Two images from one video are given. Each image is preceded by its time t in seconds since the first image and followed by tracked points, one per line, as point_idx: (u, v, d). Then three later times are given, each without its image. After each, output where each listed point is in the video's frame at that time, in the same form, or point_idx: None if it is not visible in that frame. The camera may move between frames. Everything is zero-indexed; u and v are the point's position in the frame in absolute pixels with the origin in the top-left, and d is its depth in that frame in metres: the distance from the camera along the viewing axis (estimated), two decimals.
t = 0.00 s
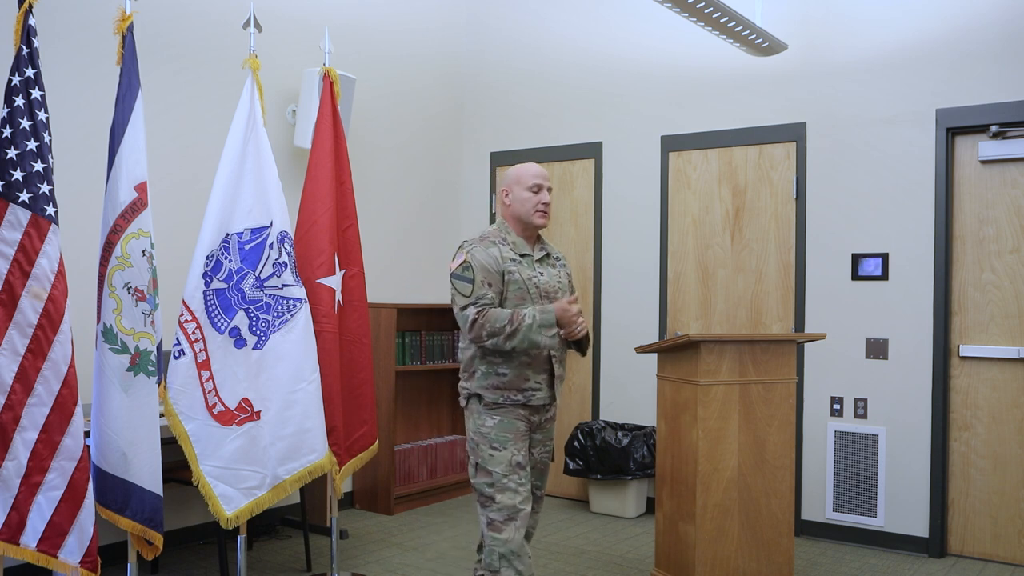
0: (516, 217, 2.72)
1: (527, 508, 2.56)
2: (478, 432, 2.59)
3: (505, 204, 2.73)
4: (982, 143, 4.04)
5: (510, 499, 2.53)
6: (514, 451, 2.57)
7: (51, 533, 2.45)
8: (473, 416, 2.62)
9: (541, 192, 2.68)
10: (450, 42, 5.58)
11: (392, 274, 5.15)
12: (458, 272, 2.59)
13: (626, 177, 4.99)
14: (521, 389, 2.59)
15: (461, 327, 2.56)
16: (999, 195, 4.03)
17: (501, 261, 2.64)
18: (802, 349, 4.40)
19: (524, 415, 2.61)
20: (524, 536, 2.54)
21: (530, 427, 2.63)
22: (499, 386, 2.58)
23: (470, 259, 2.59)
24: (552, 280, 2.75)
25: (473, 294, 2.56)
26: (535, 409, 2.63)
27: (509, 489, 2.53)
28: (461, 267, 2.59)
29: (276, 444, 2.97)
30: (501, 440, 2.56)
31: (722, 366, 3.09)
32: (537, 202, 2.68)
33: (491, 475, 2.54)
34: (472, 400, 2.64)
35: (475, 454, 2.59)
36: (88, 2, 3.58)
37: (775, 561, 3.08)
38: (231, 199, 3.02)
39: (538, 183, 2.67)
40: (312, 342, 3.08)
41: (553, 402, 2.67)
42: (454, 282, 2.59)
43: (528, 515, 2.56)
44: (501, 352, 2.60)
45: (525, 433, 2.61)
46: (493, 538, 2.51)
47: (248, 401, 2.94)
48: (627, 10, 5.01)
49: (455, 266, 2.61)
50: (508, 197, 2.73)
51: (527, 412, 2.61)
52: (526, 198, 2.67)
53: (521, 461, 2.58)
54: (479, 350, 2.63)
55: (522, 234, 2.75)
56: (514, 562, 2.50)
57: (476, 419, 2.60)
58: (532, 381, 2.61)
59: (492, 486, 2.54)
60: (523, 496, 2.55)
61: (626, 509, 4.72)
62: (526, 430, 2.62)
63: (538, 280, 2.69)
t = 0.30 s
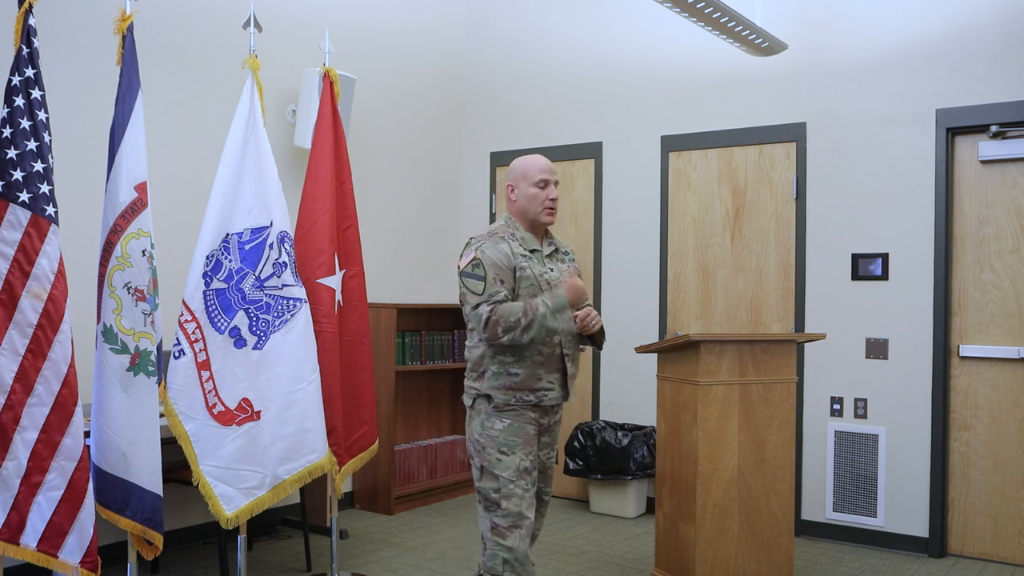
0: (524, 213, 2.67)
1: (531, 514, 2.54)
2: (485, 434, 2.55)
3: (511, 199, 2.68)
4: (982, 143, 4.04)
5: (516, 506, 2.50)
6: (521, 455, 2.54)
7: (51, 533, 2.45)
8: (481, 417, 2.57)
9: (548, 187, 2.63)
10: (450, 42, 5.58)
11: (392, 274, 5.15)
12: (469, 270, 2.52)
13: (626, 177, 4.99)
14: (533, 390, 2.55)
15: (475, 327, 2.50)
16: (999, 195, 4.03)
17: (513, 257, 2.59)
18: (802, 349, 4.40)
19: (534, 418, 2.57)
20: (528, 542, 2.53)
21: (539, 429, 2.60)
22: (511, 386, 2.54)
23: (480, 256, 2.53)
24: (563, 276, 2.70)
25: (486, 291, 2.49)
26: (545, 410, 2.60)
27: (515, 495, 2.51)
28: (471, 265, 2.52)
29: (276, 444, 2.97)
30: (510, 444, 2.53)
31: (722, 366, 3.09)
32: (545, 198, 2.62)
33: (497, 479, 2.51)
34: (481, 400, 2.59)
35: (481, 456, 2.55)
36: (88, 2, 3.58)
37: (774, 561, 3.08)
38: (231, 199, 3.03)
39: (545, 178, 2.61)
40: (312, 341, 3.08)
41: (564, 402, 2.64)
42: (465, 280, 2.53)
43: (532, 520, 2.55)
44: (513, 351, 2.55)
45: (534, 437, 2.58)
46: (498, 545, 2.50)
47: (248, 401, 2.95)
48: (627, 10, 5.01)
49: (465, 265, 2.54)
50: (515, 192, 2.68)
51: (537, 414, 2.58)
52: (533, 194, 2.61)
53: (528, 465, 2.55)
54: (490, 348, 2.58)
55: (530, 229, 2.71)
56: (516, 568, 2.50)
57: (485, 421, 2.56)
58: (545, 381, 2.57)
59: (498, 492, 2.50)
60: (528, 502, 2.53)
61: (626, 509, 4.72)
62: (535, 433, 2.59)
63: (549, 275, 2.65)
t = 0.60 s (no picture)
0: (531, 211, 2.66)
1: (538, 521, 2.53)
2: (493, 439, 2.53)
3: (517, 197, 2.67)
4: (982, 143, 4.04)
5: (522, 513, 2.49)
6: (530, 462, 2.52)
7: (51, 533, 2.45)
8: (489, 422, 2.56)
9: (555, 184, 2.63)
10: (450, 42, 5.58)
11: (392, 274, 5.15)
12: (477, 269, 2.51)
13: (626, 177, 4.99)
14: (545, 394, 2.55)
15: (480, 330, 2.49)
16: (999, 195, 4.03)
17: (523, 257, 2.57)
18: (802, 349, 4.40)
19: (543, 424, 2.56)
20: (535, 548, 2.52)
21: (549, 433, 2.58)
22: (522, 391, 2.53)
23: (489, 256, 2.51)
24: (570, 276, 2.71)
25: (493, 294, 2.48)
26: (555, 415, 2.59)
27: (522, 502, 2.49)
28: (479, 264, 2.51)
29: (276, 444, 2.97)
30: (518, 450, 2.51)
31: (722, 366, 3.09)
32: (553, 194, 2.62)
33: (504, 486, 2.50)
34: (489, 405, 2.57)
35: (489, 461, 2.54)
36: (88, 2, 3.58)
37: (775, 561, 3.08)
38: (231, 199, 3.03)
39: (551, 175, 2.62)
40: (312, 342, 3.08)
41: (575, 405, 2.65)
42: (473, 280, 2.51)
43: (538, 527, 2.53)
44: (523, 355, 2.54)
45: (544, 442, 2.56)
46: (504, 550, 2.49)
47: (248, 402, 2.94)
48: (627, 10, 5.01)
49: (473, 264, 2.53)
50: (520, 190, 2.67)
51: (546, 419, 2.57)
52: (541, 191, 2.61)
53: (536, 472, 2.53)
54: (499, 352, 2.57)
55: (538, 227, 2.69)
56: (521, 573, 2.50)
57: (493, 426, 2.54)
58: (556, 384, 2.57)
59: (504, 498, 2.49)
60: (535, 509, 2.52)
61: (626, 509, 4.71)
62: (546, 438, 2.57)
63: (558, 275, 2.65)
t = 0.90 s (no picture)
0: (533, 211, 2.66)
1: (540, 524, 2.52)
2: (496, 441, 2.54)
3: (519, 197, 2.67)
4: (982, 143, 4.04)
5: (523, 515, 2.49)
6: (532, 464, 2.51)
7: (51, 533, 2.45)
8: (492, 424, 2.56)
9: (556, 182, 2.63)
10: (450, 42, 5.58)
11: (392, 274, 5.15)
12: (483, 274, 2.49)
13: (626, 177, 4.99)
14: (549, 396, 2.55)
15: (489, 334, 2.48)
16: (999, 195, 4.03)
17: (527, 260, 2.57)
18: (802, 349, 4.40)
19: (547, 426, 2.55)
20: (536, 551, 2.52)
21: (554, 436, 2.57)
22: (525, 393, 2.53)
23: (493, 260, 2.49)
24: (573, 276, 2.70)
25: (502, 298, 2.46)
26: (560, 417, 2.58)
27: (523, 504, 2.49)
28: (485, 269, 2.48)
29: (276, 444, 2.97)
30: (521, 452, 2.51)
31: (722, 366, 3.09)
32: (555, 192, 2.62)
33: (506, 488, 2.50)
34: (493, 407, 2.57)
35: (491, 463, 2.54)
36: (88, 2, 3.58)
37: (775, 561, 3.08)
38: (231, 199, 3.03)
39: (552, 173, 2.62)
40: (312, 342, 3.08)
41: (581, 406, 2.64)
42: (479, 285, 2.49)
43: (540, 529, 2.53)
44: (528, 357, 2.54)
45: (548, 445, 2.56)
46: (504, 552, 2.49)
47: (248, 402, 2.95)
48: (627, 10, 5.01)
49: (478, 269, 2.50)
50: (521, 189, 2.67)
51: (550, 421, 2.56)
52: (543, 189, 2.61)
53: (538, 474, 2.53)
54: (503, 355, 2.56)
55: (540, 227, 2.69)
56: None
57: (496, 428, 2.55)
58: (560, 386, 2.57)
59: (506, 500, 2.49)
60: (537, 512, 2.51)
61: (626, 509, 4.71)
62: (550, 441, 2.56)
63: (561, 276, 2.65)
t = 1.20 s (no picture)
0: (532, 210, 2.66)
1: (542, 522, 2.52)
2: (499, 439, 2.54)
3: (518, 196, 2.67)
4: (982, 143, 4.04)
5: (525, 513, 2.49)
6: (534, 462, 2.51)
7: (51, 533, 2.45)
8: (495, 422, 2.56)
9: (555, 181, 2.62)
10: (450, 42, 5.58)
11: (392, 274, 5.15)
12: (480, 270, 2.51)
13: (626, 178, 4.99)
14: (552, 392, 2.55)
15: (485, 330, 2.48)
16: (999, 195, 4.03)
17: (525, 257, 2.57)
18: (802, 349, 4.40)
19: (549, 424, 2.55)
20: (538, 549, 2.51)
21: (557, 433, 2.57)
22: (528, 390, 2.53)
23: (492, 257, 2.51)
24: (575, 273, 2.70)
25: (498, 294, 2.47)
26: (562, 414, 2.58)
27: (525, 502, 2.49)
28: (483, 265, 2.51)
29: (276, 444, 2.97)
30: (523, 450, 2.51)
31: (722, 366, 3.09)
32: (553, 191, 2.61)
33: (508, 486, 2.50)
34: (496, 405, 2.57)
35: (493, 461, 2.54)
36: (88, 2, 3.58)
37: (775, 561, 3.08)
38: (231, 199, 3.02)
39: (551, 172, 2.61)
40: (312, 342, 3.08)
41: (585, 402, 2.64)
42: (476, 281, 2.51)
43: (542, 528, 2.52)
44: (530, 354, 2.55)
45: (550, 443, 2.55)
46: (506, 550, 2.49)
47: (248, 402, 2.94)
48: (626, 10, 5.01)
49: (476, 265, 2.53)
50: (521, 189, 2.66)
51: (553, 419, 2.56)
52: (542, 189, 2.60)
53: (541, 472, 2.53)
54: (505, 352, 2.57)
55: (541, 226, 2.69)
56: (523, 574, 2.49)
57: (498, 426, 2.55)
58: (563, 383, 2.57)
59: (508, 498, 2.49)
60: (539, 510, 2.51)
61: (626, 509, 4.71)
62: (552, 439, 2.56)
63: (563, 274, 2.64)
